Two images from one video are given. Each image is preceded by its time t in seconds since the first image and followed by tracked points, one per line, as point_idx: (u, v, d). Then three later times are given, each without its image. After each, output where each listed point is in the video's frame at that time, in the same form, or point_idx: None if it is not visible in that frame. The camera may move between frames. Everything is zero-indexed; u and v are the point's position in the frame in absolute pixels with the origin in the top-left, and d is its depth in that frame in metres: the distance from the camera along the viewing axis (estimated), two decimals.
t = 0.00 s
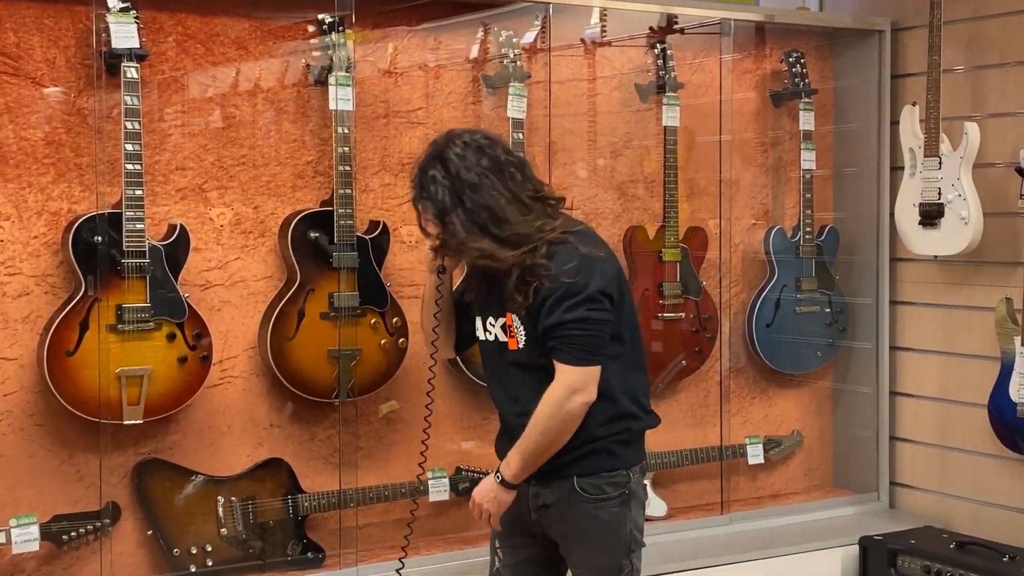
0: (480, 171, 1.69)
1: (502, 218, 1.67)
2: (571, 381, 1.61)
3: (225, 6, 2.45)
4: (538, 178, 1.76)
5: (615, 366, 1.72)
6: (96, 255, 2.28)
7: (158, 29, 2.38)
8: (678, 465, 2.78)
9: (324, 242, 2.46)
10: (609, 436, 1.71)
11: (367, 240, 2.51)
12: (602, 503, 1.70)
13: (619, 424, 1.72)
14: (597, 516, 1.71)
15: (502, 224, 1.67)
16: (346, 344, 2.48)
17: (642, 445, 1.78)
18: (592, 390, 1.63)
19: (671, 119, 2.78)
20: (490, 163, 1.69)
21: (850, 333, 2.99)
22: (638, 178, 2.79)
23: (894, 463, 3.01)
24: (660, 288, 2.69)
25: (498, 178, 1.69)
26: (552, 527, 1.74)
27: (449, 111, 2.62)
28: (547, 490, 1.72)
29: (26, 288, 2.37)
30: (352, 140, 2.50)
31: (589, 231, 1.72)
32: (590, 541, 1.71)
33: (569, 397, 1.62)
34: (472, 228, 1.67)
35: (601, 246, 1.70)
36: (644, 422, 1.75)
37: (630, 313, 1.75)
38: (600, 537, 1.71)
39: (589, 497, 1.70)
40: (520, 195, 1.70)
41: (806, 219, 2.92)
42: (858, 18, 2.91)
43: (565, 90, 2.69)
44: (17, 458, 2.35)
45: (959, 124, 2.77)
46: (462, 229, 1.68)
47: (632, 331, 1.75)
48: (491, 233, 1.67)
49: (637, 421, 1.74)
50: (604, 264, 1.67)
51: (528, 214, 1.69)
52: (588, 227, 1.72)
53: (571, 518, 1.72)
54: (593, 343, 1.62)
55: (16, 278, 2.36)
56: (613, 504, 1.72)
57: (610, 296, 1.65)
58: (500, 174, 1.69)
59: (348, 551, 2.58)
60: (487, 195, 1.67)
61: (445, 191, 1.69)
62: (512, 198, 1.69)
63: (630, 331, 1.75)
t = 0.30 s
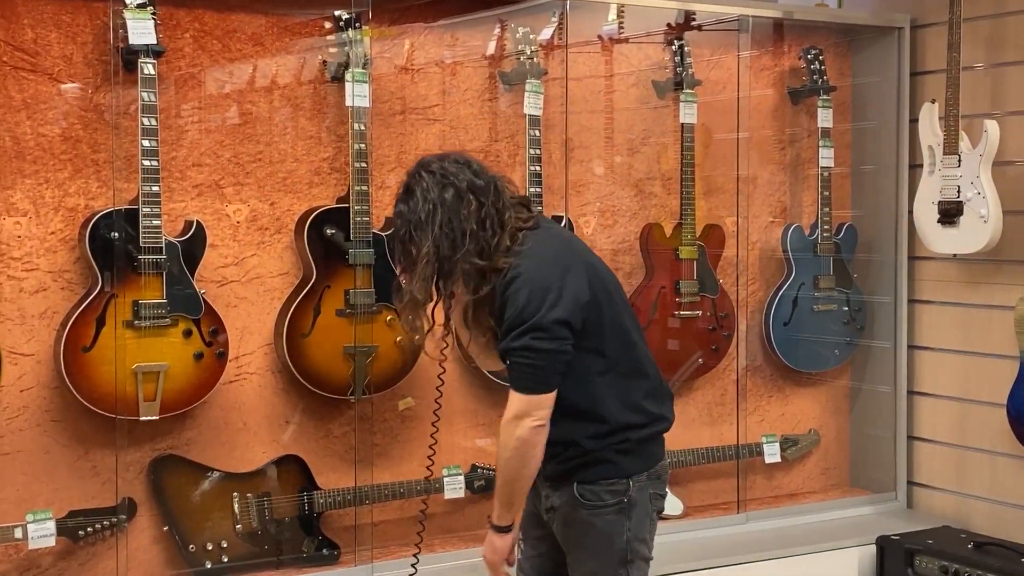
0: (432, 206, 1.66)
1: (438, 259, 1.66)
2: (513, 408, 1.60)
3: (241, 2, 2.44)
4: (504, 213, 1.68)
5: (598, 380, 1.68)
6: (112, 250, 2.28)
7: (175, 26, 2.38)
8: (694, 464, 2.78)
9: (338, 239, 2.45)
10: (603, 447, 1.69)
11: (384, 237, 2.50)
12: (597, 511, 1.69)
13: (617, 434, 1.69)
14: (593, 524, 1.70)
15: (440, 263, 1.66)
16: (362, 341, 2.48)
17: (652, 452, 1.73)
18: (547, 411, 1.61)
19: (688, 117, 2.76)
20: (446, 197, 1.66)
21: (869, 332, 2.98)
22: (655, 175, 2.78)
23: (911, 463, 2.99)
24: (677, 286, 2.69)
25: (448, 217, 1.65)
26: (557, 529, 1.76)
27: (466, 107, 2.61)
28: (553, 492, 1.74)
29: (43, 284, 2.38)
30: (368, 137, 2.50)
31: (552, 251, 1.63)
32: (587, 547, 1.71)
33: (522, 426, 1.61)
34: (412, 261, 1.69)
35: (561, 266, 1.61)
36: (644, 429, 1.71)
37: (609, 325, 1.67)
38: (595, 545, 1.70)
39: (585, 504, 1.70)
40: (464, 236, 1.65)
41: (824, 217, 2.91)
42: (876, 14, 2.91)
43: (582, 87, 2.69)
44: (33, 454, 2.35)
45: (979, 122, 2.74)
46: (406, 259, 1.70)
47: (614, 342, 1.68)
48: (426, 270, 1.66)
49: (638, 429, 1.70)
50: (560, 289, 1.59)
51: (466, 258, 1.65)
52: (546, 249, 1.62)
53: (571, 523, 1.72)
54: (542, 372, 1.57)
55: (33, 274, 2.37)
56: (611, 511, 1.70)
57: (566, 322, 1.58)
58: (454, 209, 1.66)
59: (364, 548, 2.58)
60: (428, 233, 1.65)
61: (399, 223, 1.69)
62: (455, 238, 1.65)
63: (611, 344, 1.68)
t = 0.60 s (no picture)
0: (404, 280, 1.64)
1: (417, 333, 1.64)
2: (425, 485, 1.62)
3: None
4: (474, 282, 1.66)
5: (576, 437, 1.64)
6: (129, 247, 2.29)
7: (192, 24, 2.39)
8: (708, 462, 2.78)
9: (354, 236, 2.46)
10: (611, 484, 1.67)
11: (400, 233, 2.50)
12: (613, 528, 1.69)
13: (623, 470, 1.67)
14: (608, 540, 1.70)
15: (419, 337, 1.64)
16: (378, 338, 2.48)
17: (668, 481, 1.70)
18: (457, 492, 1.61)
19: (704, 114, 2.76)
20: (417, 271, 1.64)
21: (884, 330, 2.98)
22: (670, 173, 2.78)
23: (927, 462, 2.99)
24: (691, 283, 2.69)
25: (421, 290, 1.64)
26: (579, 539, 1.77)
27: (481, 105, 2.62)
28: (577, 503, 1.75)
29: (60, 281, 2.39)
30: (384, 134, 2.50)
31: (497, 333, 1.56)
32: (602, 561, 1.71)
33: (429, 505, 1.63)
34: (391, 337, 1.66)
35: (504, 352, 1.54)
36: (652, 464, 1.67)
37: (567, 387, 1.60)
38: (609, 562, 1.70)
39: (601, 522, 1.69)
40: (438, 309, 1.64)
41: (840, 214, 2.90)
42: (893, 12, 2.90)
43: (597, 84, 2.69)
44: (49, 449, 2.37)
45: (996, 119, 2.73)
46: (385, 335, 1.68)
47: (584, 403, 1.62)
48: (407, 346, 1.64)
49: (642, 466, 1.67)
50: (501, 381, 1.53)
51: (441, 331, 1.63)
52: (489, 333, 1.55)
53: (589, 536, 1.73)
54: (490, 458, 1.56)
55: (51, 270, 2.38)
56: (627, 530, 1.69)
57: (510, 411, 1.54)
58: (425, 283, 1.64)
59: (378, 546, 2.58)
60: (404, 308, 1.63)
61: (375, 297, 1.67)
62: (429, 311, 1.64)
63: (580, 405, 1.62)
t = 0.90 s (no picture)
0: (386, 318, 1.65)
1: (393, 372, 1.67)
2: (406, 517, 1.72)
3: None
4: (455, 319, 1.66)
5: (567, 460, 1.63)
6: (144, 244, 2.30)
7: (205, 22, 2.40)
8: (720, 461, 2.78)
9: (367, 234, 2.46)
10: (611, 497, 1.65)
11: (413, 231, 2.50)
12: (620, 530, 1.67)
13: (623, 483, 1.65)
14: (615, 542, 1.68)
15: (395, 375, 1.67)
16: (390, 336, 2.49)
17: (671, 489, 1.67)
18: (434, 525, 1.70)
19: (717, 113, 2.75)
20: (398, 310, 1.64)
21: (897, 329, 2.97)
22: (683, 171, 2.79)
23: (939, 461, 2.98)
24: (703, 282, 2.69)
25: (400, 330, 1.65)
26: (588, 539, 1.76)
27: (494, 103, 2.62)
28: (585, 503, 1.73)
29: (75, 278, 2.40)
30: (397, 133, 2.51)
31: (472, 369, 1.56)
32: (611, 562, 1.70)
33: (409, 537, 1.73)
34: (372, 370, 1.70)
35: (477, 389, 1.54)
36: (654, 475, 1.65)
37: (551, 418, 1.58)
38: (617, 564, 1.69)
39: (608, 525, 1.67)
40: (416, 349, 1.65)
41: (853, 213, 2.90)
42: (906, 9, 2.89)
43: (609, 83, 2.70)
44: (64, 447, 2.38)
45: (1009, 118, 2.73)
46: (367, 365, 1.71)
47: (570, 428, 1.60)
48: (384, 383, 1.68)
49: (641, 478, 1.64)
50: (475, 419, 1.53)
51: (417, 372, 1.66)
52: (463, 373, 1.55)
53: (598, 537, 1.71)
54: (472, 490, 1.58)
55: (65, 268, 2.39)
56: (634, 533, 1.67)
57: (488, 445, 1.54)
58: (406, 321, 1.65)
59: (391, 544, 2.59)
60: (382, 347, 1.65)
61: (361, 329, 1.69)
62: (406, 351, 1.65)
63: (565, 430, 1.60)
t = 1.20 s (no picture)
0: (398, 300, 1.65)
1: (405, 354, 1.67)
2: (428, 504, 1.67)
3: None
4: (468, 301, 1.66)
5: (578, 447, 1.65)
6: (153, 244, 2.32)
7: (215, 22, 2.41)
8: (728, 459, 2.79)
9: (376, 233, 2.47)
10: (618, 486, 1.67)
11: (420, 231, 2.51)
12: (625, 522, 1.68)
13: (630, 472, 1.67)
14: (622, 535, 1.69)
15: (407, 357, 1.67)
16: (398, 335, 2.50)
17: (677, 480, 1.69)
18: (456, 507, 1.66)
19: (723, 112, 2.77)
20: (411, 292, 1.64)
21: (903, 328, 2.98)
22: (689, 171, 2.80)
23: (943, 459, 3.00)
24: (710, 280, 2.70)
25: (413, 312, 1.64)
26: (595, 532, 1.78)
27: (501, 103, 2.64)
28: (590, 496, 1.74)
29: (86, 278, 2.42)
30: (406, 133, 2.52)
31: (485, 351, 1.58)
32: (616, 555, 1.72)
33: (429, 521, 1.67)
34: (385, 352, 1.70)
35: (491, 371, 1.55)
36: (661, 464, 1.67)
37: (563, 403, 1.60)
38: (622, 555, 1.70)
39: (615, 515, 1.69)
40: (427, 331, 1.65)
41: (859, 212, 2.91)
42: (912, 11, 2.90)
43: (616, 83, 2.71)
44: (75, 445, 2.40)
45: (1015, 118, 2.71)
46: (380, 347, 1.72)
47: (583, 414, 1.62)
48: (396, 365, 1.68)
49: (648, 468, 1.66)
50: (491, 399, 1.54)
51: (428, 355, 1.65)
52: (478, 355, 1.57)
53: (603, 529, 1.73)
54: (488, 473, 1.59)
55: (76, 267, 2.41)
56: (639, 524, 1.68)
57: (503, 427, 1.56)
58: (418, 303, 1.64)
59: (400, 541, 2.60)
60: (394, 329, 1.65)
61: (373, 311, 1.70)
62: (418, 334, 1.65)
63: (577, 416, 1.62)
